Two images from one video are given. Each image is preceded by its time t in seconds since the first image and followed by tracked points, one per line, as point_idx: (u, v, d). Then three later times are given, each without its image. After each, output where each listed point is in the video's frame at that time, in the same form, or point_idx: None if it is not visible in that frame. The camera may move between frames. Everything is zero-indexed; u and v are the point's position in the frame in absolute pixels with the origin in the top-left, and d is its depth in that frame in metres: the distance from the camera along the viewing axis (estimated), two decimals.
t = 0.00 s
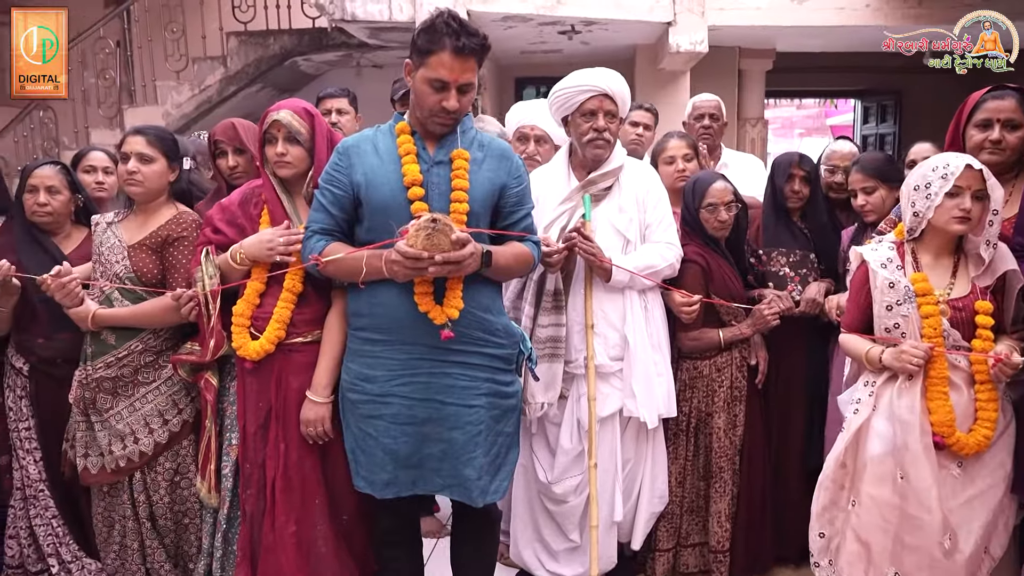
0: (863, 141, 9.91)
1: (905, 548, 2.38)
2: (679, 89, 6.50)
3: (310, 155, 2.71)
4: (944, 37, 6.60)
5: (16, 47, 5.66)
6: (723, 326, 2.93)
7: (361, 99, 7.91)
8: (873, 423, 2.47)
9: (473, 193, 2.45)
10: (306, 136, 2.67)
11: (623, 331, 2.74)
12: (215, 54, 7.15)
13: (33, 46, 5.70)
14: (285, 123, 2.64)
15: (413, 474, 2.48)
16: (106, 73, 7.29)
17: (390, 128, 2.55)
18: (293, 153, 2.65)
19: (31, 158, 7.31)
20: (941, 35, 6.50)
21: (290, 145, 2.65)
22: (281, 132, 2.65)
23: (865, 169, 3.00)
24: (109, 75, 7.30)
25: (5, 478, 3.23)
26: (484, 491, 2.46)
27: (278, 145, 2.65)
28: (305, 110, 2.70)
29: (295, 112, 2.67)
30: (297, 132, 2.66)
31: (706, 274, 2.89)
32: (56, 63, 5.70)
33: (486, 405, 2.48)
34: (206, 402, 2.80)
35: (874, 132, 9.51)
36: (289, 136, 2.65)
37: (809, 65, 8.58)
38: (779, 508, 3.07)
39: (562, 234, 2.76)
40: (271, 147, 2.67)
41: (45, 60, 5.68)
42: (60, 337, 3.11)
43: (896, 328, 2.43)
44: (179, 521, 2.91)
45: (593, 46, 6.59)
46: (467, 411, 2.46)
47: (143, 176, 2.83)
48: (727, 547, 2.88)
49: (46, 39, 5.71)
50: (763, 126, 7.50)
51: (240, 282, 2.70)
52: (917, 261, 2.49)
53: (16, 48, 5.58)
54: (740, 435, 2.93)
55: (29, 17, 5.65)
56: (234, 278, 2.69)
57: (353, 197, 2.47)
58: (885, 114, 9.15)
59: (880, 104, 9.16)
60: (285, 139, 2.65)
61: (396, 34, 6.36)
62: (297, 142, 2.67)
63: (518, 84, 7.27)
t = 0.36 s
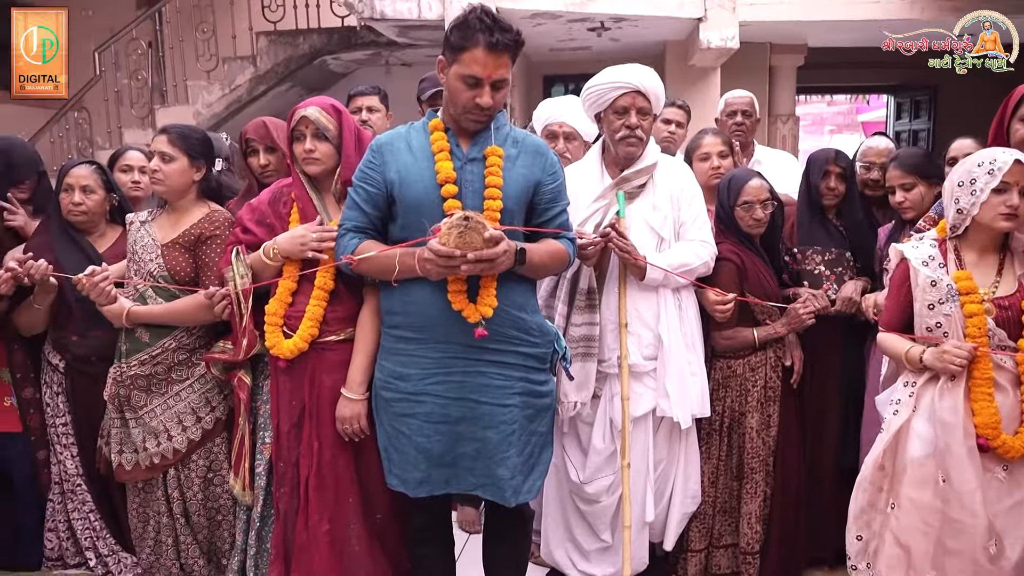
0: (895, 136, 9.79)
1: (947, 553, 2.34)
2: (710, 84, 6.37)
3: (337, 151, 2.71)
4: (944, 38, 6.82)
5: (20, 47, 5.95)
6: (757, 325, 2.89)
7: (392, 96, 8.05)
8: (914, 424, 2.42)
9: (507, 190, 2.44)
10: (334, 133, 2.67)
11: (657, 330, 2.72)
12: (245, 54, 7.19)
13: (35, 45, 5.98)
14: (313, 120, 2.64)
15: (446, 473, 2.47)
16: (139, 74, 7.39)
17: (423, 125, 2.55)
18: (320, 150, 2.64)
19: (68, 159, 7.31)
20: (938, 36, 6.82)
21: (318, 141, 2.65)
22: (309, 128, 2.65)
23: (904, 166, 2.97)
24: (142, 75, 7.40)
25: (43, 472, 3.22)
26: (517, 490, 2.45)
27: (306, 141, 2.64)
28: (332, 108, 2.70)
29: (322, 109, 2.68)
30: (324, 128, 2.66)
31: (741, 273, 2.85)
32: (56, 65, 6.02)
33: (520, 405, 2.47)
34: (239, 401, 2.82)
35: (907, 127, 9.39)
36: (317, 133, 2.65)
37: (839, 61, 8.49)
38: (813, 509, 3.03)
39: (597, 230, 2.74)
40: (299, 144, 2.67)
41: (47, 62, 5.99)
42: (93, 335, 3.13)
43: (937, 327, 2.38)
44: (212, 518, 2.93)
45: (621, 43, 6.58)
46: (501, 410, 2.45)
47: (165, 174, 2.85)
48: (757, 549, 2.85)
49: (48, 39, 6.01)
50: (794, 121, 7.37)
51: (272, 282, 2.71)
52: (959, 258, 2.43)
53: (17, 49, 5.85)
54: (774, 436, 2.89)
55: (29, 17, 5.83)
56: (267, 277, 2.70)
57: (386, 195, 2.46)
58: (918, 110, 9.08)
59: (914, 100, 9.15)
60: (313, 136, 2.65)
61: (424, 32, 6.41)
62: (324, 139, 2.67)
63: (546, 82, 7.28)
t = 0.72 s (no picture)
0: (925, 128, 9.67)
1: (983, 553, 2.30)
2: (736, 76, 6.38)
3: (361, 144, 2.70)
4: (944, 37, 7.12)
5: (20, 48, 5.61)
6: (787, 320, 2.85)
7: (417, 89, 8.08)
8: (948, 421, 2.37)
9: (534, 183, 2.42)
10: (358, 126, 2.66)
11: (685, 325, 2.69)
12: (269, 47, 7.18)
13: (35, 46, 5.66)
14: (336, 112, 2.62)
15: (472, 467, 2.46)
16: (165, 68, 7.49)
17: (450, 118, 2.53)
18: (344, 143, 2.64)
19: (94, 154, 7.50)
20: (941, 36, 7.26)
21: (342, 134, 2.64)
22: (332, 121, 2.64)
23: (937, 158, 2.92)
24: (167, 70, 7.49)
25: (72, 463, 3.29)
26: (543, 486, 2.43)
27: (330, 134, 2.64)
28: (356, 99, 2.68)
29: (345, 101, 2.66)
30: (348, 121, 2.64)
31: (770, 266, 2.81)
32: (57, 63, 5.52)
33: (546, 400, 2.45)
34: (265, 393, 2.83)
35: (936, 119, 9.27)
36: (341, 126, 2.64)
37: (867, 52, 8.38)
38: (843, 506, 2.99)
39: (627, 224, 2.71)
40: (323, 137, 2.66)
41: (46, 60, 5.55)
42: (120, 328, 3.15)
43: (974, 322, 2.33)
44: (239, 510, 2.95)
45: (646, 35, 6.53)
46: (528, 404, 2.42)
47: (190, 167, 2.86)
48: (785, 546, 2.82)
49: (48, 39, 5.65)
50: (822, 115, 7.38)
51: (297, 276, 2.71)
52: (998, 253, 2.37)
53: (17, 49, 5.49)
54: (803, 432, 2.85)
55: (28, 17, 5.59)
56: (291, 271, 2.69)
57: (412, 188, 2.45)
58: (948, 102, 8.98)
59: (943, 91, 9.08)
60: (336, 128, 2.64)
61: (446, 25, 6.39)
62: (348, 131, 2.65)
63: (570, 75, 7.29)
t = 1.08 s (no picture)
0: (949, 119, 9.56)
1: (1010, 552, 2.26)
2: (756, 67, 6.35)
3: (381, 136, 2.70)
4: (944, 37, 7.24)
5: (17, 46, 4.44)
6: (809, 313, 2.83)
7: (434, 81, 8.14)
8: (976, 417, 2.35)
9: (556, 175, 2.41)
10: (377, 117, 2.65)
11: (706, 318, 2.67)
12: (288, 39, 7.19)
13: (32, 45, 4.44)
14: (355, 102, 2.62)
15: (492, 460, 2.46)
16: (185, 61, 7.53)
17: (471, 109, 2.52)
18: (363, 134, 2.63)
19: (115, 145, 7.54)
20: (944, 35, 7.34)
21: (361, 124, 2.63)
22: (352, 111, 2.63)
23: (962, 150, 2.87)
24: (187, 62, 7.52)
25: (94, 452, 3.33)
26: (564, 479, 2.42)
27: (349, 125, 2.63)
28: (375, 90, 2.68)
29: (364, 92, 2.65)
30: (367, 111, 2.63)
31: (792, 259, 2.79)
32: (55, 63, 4.46)
33: (567, 392, 2.44)
34: (284, 384, 2.84)
35: (960, 110, 9.17)
36: (360, 116, 2.63)
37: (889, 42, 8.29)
38: (865, 500, 2.98)
39: (646, 216, 2.70)
40: (342, 128, 2.66)
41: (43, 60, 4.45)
42: (140, 319, 3.16)
43: (1004, 317, 2.30)
44: (259, 501, 2.97)
45: (666, 26, 6.50)
46: (549, 397, 2.42)
47: (210, 158, 2.87)
48: (806, 540, 2.80)
49: (49, 39, 4.42)
50: (843, 106, 7.34)
51: (316, 266, 2.71)
52: None
53: (15, 49, 4.40)
54: (825, 426, 2.83)
55: (28, 15, 4.35)
56: (311, 262, 2.70)
57: (433, 180, 2.44)
58: (973, 92, 8.87)
59: (968, 81, 8.97)
60: (356, 119, 2.63)
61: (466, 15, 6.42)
62: (367, 121, 2.65)
63: (589, 66, 7.29)
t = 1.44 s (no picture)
0: (987, 115, 9.37)
1: None
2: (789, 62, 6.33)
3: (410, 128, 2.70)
4: (943, 37, 7.10)
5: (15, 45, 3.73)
6: (840, 311, 2.80)
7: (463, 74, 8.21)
8: (1014, 419, 2.30)
9: (587, 169, 2.40)
10: (405, 110, 2.66)
11: (736, 314, 2.66)
12: (320, 32, 7.22)
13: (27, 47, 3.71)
14: (383, 95, 2.63)
15: (520, 452, 2.46)
16: (217, 54, 7.61)
17: (502, 102, 2.52)
18: (391, 126, 2.64)
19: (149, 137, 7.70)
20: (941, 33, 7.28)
21: (389, 117, 2.65)
22: (380, 104, 2.65)
23: (999, 146, 2.78)
24: (220, 56, 7.59)
25: (128, 438, 3.39)
26: (591, 473, 2.41)
27: (377, 117, 2.65)
28: (403, 82, 2.68)
29: (392, 84, 2.67)
30: (395, 104, 2.65)
31: (824, 256, 2.77)
32: (58, 63, 3.73)
33: (596, 386, 2.44)
34: (314, 375, 2.88)
35: (999, 106, 8.98)
36: (388, 109, 2.65)
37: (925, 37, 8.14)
38: (895, 501, 2.95)
39: (676, 212, 2.70)
40: (371, 121, 2.67)
41: (45, 60, 3.72)
42: (172, 308, 3.21)
43: None
44: (288, 490, 3.01)
45: (697, 20, 6.45)
46: (577, 390, 2.42)
47: (242, 150, 2.90)
48: (834, 540, 2.78)
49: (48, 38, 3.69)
50: (877, 101, 7.19)
51: (347, 257, 2.73)
52: None
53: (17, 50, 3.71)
54: (855, 425, 2.80)
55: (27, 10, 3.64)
56: (341, 252, 2.73)
57: (464, 173, 2.45)
58: (1012, 88, 8.68)
59: (1008, 76, 8.78)
60: (384, 111, 2.65)
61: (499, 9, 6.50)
62: (395, 114, 2.66)
63: (619, 60, 7.26)
